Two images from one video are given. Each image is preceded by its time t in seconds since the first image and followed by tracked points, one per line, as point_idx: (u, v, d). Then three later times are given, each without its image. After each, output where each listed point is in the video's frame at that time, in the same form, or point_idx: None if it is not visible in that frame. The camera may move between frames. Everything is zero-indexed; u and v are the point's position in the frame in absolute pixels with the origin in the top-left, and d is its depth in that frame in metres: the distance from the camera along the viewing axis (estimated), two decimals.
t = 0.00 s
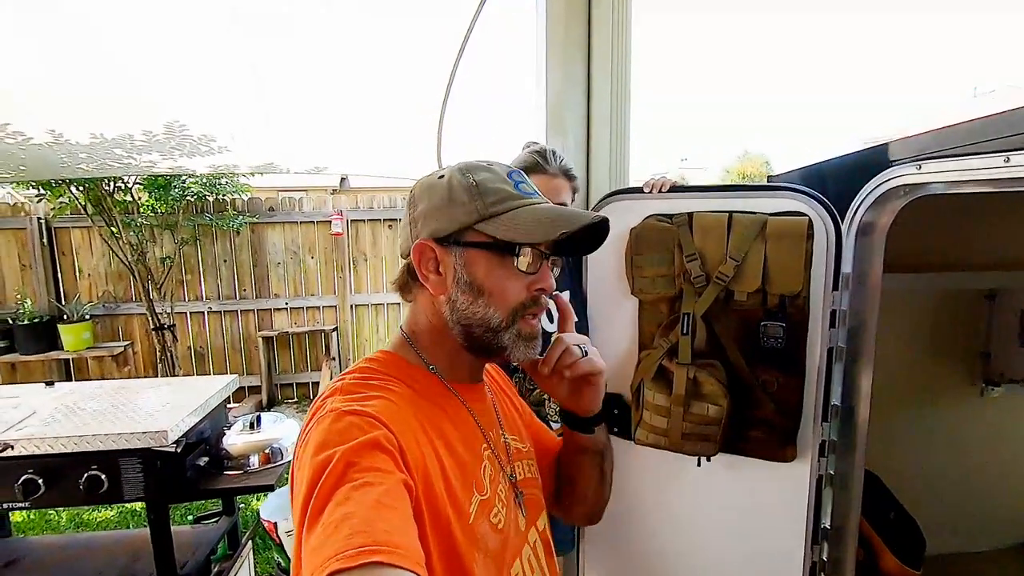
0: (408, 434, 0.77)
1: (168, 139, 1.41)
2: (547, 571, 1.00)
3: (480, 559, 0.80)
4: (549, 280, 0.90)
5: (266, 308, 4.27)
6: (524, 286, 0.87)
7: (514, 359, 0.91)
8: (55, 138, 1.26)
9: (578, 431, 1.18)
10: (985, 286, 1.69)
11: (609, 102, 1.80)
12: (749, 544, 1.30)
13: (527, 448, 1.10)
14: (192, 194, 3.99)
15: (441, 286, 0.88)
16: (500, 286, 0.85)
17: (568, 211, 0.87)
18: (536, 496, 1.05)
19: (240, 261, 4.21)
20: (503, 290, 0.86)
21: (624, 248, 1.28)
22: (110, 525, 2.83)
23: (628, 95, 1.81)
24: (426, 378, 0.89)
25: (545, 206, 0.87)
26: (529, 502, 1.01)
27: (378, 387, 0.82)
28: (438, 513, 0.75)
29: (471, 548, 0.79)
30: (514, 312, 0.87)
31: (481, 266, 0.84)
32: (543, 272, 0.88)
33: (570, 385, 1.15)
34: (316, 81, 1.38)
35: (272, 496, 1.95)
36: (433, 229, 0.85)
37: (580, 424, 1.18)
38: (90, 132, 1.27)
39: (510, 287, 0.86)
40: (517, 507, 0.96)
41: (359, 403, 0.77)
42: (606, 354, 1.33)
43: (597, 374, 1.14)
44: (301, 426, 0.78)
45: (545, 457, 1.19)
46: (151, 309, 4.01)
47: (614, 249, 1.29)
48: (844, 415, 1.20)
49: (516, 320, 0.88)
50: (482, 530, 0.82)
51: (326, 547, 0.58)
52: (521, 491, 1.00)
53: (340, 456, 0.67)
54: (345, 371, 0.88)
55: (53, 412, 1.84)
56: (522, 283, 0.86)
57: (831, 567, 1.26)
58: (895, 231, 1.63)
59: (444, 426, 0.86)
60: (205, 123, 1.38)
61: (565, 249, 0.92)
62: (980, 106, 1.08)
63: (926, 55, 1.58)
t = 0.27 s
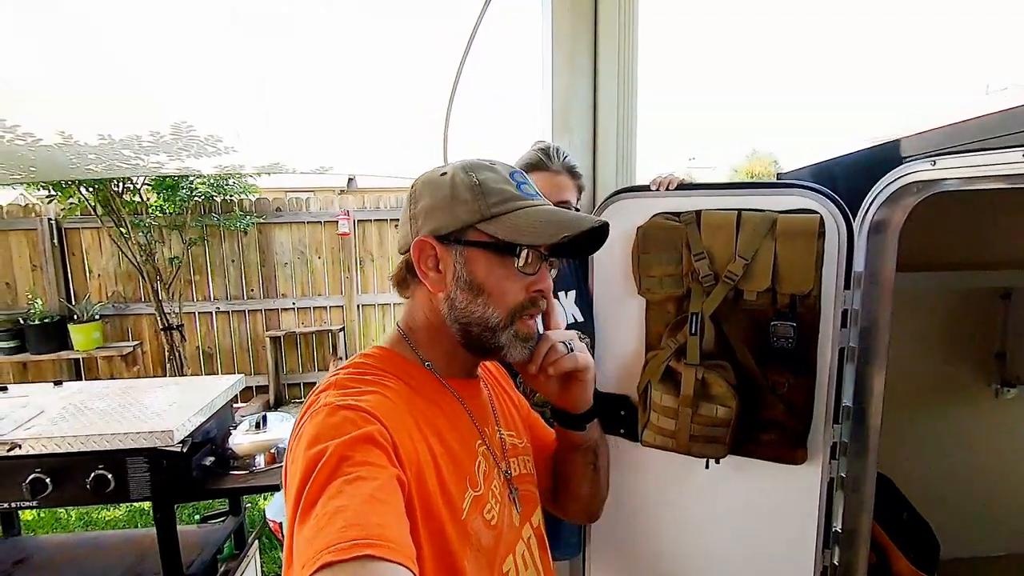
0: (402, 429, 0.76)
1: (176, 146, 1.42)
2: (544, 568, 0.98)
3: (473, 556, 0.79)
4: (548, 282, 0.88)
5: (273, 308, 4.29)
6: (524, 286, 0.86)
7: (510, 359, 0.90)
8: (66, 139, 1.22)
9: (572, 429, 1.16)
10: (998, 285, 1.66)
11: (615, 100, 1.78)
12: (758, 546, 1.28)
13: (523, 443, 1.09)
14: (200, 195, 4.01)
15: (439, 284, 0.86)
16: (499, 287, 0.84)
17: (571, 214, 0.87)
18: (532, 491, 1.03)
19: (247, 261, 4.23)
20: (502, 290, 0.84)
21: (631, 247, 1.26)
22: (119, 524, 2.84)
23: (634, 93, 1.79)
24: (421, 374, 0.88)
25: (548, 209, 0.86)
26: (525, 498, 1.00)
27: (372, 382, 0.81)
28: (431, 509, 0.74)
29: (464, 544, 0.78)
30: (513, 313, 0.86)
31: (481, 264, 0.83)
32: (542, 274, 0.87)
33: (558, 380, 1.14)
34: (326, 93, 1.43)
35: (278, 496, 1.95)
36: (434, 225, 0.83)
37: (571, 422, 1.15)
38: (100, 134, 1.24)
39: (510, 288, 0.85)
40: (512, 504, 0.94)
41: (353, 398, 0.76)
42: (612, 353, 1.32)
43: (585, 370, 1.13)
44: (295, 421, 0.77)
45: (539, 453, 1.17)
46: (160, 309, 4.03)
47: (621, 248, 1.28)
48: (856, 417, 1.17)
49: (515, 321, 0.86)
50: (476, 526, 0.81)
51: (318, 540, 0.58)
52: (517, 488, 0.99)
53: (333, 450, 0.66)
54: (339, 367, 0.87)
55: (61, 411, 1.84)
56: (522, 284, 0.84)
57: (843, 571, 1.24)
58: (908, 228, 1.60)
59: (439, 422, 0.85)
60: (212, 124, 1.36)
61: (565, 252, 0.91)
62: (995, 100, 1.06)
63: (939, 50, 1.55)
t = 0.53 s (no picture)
0: (405, 423, 0.75)
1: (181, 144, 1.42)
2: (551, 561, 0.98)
3: (478, 548, 0.79)
4: (550, 274, 0.88)
5: (281, 311, 4.30)
6: (526, 278, 0.85)
7: (513, 350, 0.90)
8: (74, 143, 1.28)
9: (576, 416, 1.17)
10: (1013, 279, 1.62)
11: (621, 97, 1.76)
12: (768, 545, 1.26)
13: (526, 436, 1.08)
14: (208, 198, 4.03)
15: (442, 276, 0.86)
16: (503, 278, 0.84)
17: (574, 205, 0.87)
18: (535, 483, 1.03)
19: (255, 264, 4.25)
20: (505, 282, 0.84)
21: (638, 243, 1.25)
22: (130, 526, 2.86)
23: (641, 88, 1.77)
24: (424, 368, 0.87)
25: (551, 200, 0.86)
26: (529, 490, 0.99)
27: (373, 376, 0.80)
28: (434, 502, 0.73)
29: (468, 536, 0.77)
30: (516, 304, 0.86)
31: (484, 256, 0.83)
32: (545, 265, 0.87)
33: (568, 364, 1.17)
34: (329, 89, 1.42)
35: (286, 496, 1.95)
36: (437, 218, 0.83)
37: (576, 409, 1.17)
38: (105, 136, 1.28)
39: (513, 279, 0.84)
40: (517, 496, 0.94)
41: (355, 392, 0.75)
42: (620, 350, 1.31)
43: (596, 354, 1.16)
44: (298, 416, 0.77)
45: (542, 444, 1.17)
46: (170, 312, 4.06)
47: (627, 244, 1.27)
48: (869, 413, 1.16)
49: (517, 312, 0.86)
50: (480, 519, 0.81)
51: (322, 533, 0.57)
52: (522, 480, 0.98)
53: (336, 444, 0.66)
54: (342, 361, 0.87)
55: (72, 412, 1.86)
56: (525, 275, 0.84)
57: (856, 570, 1.22)
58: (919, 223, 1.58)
59: (442, 415, 0.84)
60: (219, 129, 1.39)
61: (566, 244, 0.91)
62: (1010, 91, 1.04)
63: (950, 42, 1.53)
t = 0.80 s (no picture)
0: (415, 420, 0.75)
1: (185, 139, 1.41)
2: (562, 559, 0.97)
3: (489, 545, 0.79)
4: (556, 269, 0.89)
5: (288, 315, 4.32)
6: (533, 273, 0.86)
7: (521, 345, 0.90)
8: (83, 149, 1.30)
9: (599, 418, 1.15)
10: None
11: (627, 100, 1.76)
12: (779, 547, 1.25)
13: (535, 433, 1.08)
14: (216, 203, 4.06)
15: (449, 275, 0.85)
16: (510, 274, 0.84)
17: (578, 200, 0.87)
18: (545, 481, 1.02)
19: (262, 269, 4.26)
20: (513, 278, 0.85)
21: (646, 244, 1.24)
22: (137, 530, 2.86)
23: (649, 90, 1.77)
24: (434, 366, 0.87)
25: (554, 196, 0.86)
26: (540, 488, 0.99)
27: (383, 374, 0.80)
28: (445, 499, 0.73)
29: (479, 533, 0.77)
30: (524, 300, 0.86)
31: (492, 254, 0.83)
32: (551, 260, 0.87)
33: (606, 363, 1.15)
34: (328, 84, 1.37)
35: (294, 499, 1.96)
36: (443, 216, 0.83)
37: (606, 411, 1.15)
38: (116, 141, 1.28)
39: (520, 275, 0.85)
40: (528, 493, 0.93)
41: (365, 390, 0.75)
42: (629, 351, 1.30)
43: (636, 359, 1.14)
44: (309, 414, 0.77)
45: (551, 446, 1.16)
46: (178, 317, 4.08)
47: (635, 245, 1.26)
48: (881, 415, 1.14)
49: (526, 307, 0.87)
50: (491, 516, 0.81)
51: (335, 530, 0.58)
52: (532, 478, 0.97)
53: (347, 441, 0.66)
54: (352, 360, 0.87)
55: (81, 415, 1.86)
56: (532, 271, 0.85)
57: None
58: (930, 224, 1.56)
59: (452, 412, 0.84)
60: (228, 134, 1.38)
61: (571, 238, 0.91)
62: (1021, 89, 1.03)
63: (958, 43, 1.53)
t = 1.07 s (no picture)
0: (420, 424, 0.75)
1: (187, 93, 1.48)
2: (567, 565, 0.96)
3: (495, 550, 0.78)
4: (562, 269, 0.88)
5: (291, 320, 4.32)
6: (538, 274, 0.85)
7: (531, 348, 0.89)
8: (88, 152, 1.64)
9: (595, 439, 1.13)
10: None
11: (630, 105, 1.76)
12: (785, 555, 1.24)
13: (541, 439, 1.07)
14: (219, 209, 4.07)
15: (453, 280, 0.85)
16: (515, 277, 0.84)
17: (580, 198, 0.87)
18: (551, 487, 1.01)
19: (265, 274, 4.27)
20: (518, 280, 0.84)
21: (650, 249, 1.24)
22: (139, 535, 2.86)
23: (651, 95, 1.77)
24: (440, 371, 0.87)
25: (556, 195, 0.86)
26: (545, 493, 0.98)
27: (389, 378, 0.80)
28: (450, 504, 0.73)
29: (484, 538, 0.77)
30: (530, 301, 0.85)
31: (495, 257, 0.82)
32: (556, 260, 0.86)
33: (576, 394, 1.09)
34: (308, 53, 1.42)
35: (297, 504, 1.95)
36: (445, 223, 0.83)
37: (600, 431, 1.12)
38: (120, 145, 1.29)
39: (525, 276, 0.84)
40: (533, 498, 0.93)
41: (371, 394, 0.75)
42: (633, 357, 1.29)
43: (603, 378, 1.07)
44: (315, 418, 0.77)
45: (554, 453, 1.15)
46: (181, 322, 4.09)
47: (638, 250, 1.26)
48: (887, 420, 1.15)
49: (532, 309, 0.86)
50: (496, 521, 0.80)
51: (340, 533, 0.58)
52: (537, 483, 0.97)
53: (353, 445, 0.66)
54: (358, 364, 0.87)
55: (84, 420, 1.86)
56: (537, 272, 0.84)
57: None
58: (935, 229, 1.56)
59: (457, 417, 0.84)
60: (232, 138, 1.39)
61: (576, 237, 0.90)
62: None
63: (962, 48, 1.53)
